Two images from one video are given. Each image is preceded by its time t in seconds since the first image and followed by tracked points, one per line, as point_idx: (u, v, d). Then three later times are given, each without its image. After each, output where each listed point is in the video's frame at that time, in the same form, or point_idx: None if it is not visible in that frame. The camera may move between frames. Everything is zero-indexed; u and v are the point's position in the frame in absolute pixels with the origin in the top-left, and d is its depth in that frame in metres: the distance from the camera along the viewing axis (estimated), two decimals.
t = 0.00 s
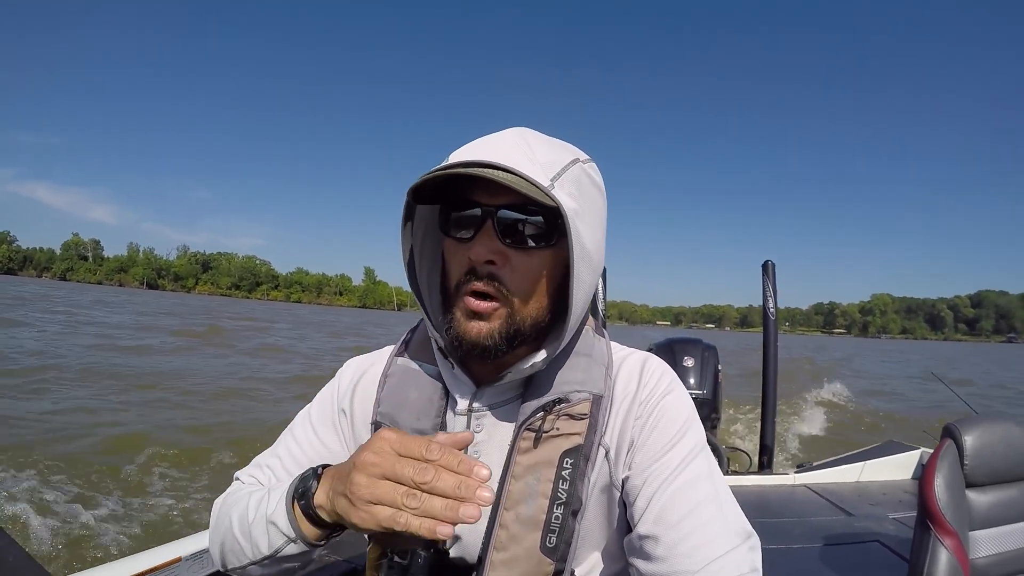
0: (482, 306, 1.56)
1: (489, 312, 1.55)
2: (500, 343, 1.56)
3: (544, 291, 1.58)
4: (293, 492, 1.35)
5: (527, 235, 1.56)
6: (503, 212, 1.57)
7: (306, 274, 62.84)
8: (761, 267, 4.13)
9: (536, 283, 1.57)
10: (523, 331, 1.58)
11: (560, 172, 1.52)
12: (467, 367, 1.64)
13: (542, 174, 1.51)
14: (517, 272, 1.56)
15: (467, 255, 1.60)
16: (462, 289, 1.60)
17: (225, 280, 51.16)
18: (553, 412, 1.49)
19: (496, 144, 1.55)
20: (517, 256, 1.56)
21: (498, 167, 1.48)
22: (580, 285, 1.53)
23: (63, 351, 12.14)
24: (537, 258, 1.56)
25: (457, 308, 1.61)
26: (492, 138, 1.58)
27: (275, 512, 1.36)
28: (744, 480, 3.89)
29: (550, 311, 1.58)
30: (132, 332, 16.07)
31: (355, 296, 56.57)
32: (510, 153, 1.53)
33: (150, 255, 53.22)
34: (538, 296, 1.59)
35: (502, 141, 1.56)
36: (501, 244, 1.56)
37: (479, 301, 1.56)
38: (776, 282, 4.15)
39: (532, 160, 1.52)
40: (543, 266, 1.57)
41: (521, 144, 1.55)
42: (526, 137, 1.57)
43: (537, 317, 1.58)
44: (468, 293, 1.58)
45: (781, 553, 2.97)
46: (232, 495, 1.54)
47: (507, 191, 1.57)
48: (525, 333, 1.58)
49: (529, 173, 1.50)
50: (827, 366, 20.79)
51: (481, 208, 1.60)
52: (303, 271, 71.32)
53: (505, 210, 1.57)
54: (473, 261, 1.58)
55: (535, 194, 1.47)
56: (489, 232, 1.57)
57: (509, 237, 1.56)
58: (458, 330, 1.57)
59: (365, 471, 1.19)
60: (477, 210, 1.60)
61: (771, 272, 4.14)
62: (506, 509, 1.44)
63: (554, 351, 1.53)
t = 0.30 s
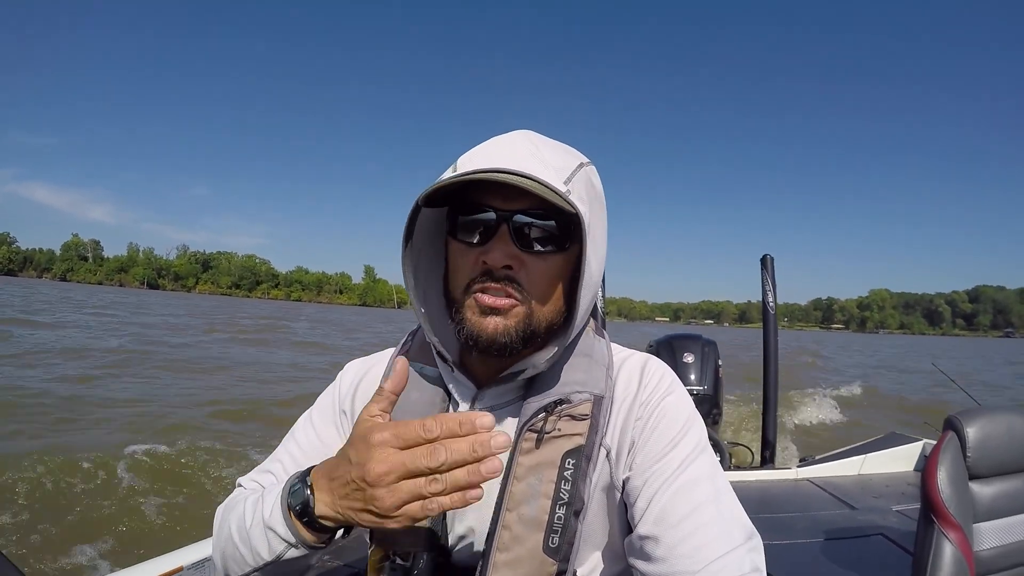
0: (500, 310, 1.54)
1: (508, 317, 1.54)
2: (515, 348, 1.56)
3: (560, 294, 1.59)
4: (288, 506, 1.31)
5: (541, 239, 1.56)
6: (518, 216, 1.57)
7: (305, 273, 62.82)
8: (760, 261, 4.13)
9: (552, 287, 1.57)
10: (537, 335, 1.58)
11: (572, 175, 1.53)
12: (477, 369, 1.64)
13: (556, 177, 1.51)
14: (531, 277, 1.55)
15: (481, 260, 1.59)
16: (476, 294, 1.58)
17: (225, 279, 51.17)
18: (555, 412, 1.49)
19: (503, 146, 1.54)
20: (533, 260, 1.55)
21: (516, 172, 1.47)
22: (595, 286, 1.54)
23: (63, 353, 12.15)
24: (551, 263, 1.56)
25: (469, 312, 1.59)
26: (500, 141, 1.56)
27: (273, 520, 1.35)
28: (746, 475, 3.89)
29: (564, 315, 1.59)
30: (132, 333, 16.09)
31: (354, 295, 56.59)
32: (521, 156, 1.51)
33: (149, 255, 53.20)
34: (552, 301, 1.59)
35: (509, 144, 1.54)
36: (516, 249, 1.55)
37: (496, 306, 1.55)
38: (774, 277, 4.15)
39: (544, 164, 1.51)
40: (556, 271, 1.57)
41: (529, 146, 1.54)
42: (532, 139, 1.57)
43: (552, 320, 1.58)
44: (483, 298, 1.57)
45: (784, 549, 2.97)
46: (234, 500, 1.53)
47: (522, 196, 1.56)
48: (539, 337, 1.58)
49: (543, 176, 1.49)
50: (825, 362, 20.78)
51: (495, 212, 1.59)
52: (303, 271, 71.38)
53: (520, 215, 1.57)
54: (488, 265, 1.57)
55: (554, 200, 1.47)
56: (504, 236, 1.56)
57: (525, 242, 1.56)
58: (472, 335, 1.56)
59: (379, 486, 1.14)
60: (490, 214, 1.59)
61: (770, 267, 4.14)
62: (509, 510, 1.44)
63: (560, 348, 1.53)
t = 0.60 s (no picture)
0: (543, 312, 1.53)
1: (552, 317, 1.54)
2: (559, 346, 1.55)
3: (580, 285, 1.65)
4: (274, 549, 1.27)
5: (564, 234, 1.59)
6: (544, 215, 1.57)
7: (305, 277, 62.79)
8: (763, 262, 4.13)
9: (573, 280, 1.62)
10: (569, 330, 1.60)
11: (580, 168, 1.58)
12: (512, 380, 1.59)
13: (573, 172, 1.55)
14: (562, 272, 1.58)
15: (514, 263, 1.55)
16: (512, 298, 1.55)
17: (224, 283, 51.12)
18: (555, 409, 1.47)
19: (508, 145, 1.52)
20: (560, 257, 1.58)
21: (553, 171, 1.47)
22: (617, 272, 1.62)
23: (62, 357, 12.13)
24: (573, 256, 1.61)
25: (504, 317, 1.55)
26: (504, 138, 1.54)
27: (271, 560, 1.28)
28: (749, 476, 3.88)
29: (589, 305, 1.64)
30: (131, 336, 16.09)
31: (353, 298, 56.61)
32: (540, 153, 1.51)
33: (148, 259, 53.18)
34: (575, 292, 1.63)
35: (512, 141, 1.53)
36: (547, 247, 1.56)
37: (537, 308, 1.53)
38: (777, 277, 4.14)
39: (558, 159, 1.54)
40: (577, 263, 1.63)
41: (535, 141, 1.54)
42: (530, 134, 1.57)
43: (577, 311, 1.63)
44: (523, 301, 1.54)
45: (788, 550, 2.94)
46: (241, 522, 1.48)
47: (541, 194, 1.57)
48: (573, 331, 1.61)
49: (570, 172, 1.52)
50: (823, 362, 20.79)
51: (517, 213, 1.56)
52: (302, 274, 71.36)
53: (545, 214, 1.57)
54: (522, 267, 1.55)
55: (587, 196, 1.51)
56: (533, 237, 1.55)
57: (551, 239, 1.57)
58: (514, 342, 1.52)
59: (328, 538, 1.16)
60: (515, 215, 1.55)
61: (772, 267, 4.13)
62: (511, 508, 1.43)
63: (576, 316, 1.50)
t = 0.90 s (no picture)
0: (533, 313, 1.55)
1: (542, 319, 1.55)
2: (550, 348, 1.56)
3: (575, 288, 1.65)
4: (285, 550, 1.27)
5: (558, 237, 1.61)
6: (536, 218, 1.59)
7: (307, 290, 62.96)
8: (768, 267, 4.14)
9: (569, 282, 1.63)
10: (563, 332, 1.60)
11: (576, 173, 1.59)
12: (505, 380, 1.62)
13: (568, 177, 1.56)
14: (554, 275, 1.59)
15: (505, 265, 1.58)
16: (503, 299, 1.57)
17: (227, 297, 51.28)
18: (557, 410, 1.48)
19: (502, 148, 1.55)
20: (553, 260, 1.59)
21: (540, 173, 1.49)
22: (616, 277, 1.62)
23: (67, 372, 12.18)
24: (567, 260, 1.62)
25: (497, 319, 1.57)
26: (499, 143, 1.57)
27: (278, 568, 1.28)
28: (755, 481, 3.86)
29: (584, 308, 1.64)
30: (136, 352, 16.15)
31: (356, 310, 56.69)
32: (534, 158, 1.53)
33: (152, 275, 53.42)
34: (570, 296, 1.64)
35: (507, 145, 1.56)
36: (538, 250, 1.57)
37: (528, 310, 1.55)
38: (782, 282, 4.15)
39: (552, 163, 1.55)
40: (571, 267, 1.63)
41: (529, 146, 1.56)
42: (530, 139, 1.59)
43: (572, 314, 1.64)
44: (514, 303, 1.55)
45: (795, 555, 2.93)
46: (251, 529, 1.49)
47: (534, 198, 1.59)
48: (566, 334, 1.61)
49: (562, 177, 1.52)
50: (825, 366, 20.73)
51: (509, 216, 1.59)
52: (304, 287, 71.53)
53: (535, 217, 1.59)
54: (513, 269, 1.57)
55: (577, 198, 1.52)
56: (524, 239, 1.57)
57: (544, 242, 1.59)
58: (505, 343, 1.54)
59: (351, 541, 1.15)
60: (506, 218, 1.59)
61: (778, 272, 4.14)
62: (513, 509, 1.43)
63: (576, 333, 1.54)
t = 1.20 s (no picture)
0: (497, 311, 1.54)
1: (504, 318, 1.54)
2: (507, 347, 1.56)
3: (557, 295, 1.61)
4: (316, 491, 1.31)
5: (541, 242, 1.57)
6: (521, 218, 1.57)
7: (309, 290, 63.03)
8: (766, 258, 4.13)
9: (548, 290, 1.59)
10: (533, 336, 1.58)
11: (572, 182, 1.52)
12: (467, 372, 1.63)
13: (558, 183, 1.50)
14: (529, 279, 1.56)
15: (482, 260, 1.58)
16: (475, 293, 1.59)
17: (231, 299, 51.35)
18: (555, 411, 1.48)
19: (506, 146, 1.54)
20: (530, 263, 1.56)
21: (520, 175, 1.46)
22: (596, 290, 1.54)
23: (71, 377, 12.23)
24: (549, 266, 1.57)
25: (466, 310, 1.59)
26: (505, 141, 1.56)
27: (299, 516, 1.32)
28: (759, 473, 3.86)
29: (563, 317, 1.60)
30: (139, 356, 16.20)
31: (358, 309, 56.75)
32: (523, 158, 1.51)
33: (154, 278, 53.54)
34: (549, 302, 1.60)
35: (513, 144, 1.54)
36: (516, 251, 1.55)
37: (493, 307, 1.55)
38: (782, 273, 4.14)
39: (547, 168, 1.51)
40: (554, 273, 1.59)
41: (532, 147, 1.53)
42: (539, 142, 1.56)
43: (547, 320, 1.60)
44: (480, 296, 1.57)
45: (799, 546, 2.93)
46: (249, 518, 1.49)
47: (526, 199, 1.56)
48: (534, 338, 1.58)
49: (544, 180, 1.48)
50: (827, 356, 20.73)
51: (496, 213, 1.58)
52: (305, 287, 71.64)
53: (521, 217, 1.57)
54: (486, 266, 1.57)
55: (558, 207, 1.47)
56: (504, 238, 1.57)
57: (525, 244, 1.56)
58: (466, 334, 1.57)
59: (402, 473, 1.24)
60: (492, 214, 1.59)
61: (777, 262, 4.13)
62: (513, 511, 1.43)
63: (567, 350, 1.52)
